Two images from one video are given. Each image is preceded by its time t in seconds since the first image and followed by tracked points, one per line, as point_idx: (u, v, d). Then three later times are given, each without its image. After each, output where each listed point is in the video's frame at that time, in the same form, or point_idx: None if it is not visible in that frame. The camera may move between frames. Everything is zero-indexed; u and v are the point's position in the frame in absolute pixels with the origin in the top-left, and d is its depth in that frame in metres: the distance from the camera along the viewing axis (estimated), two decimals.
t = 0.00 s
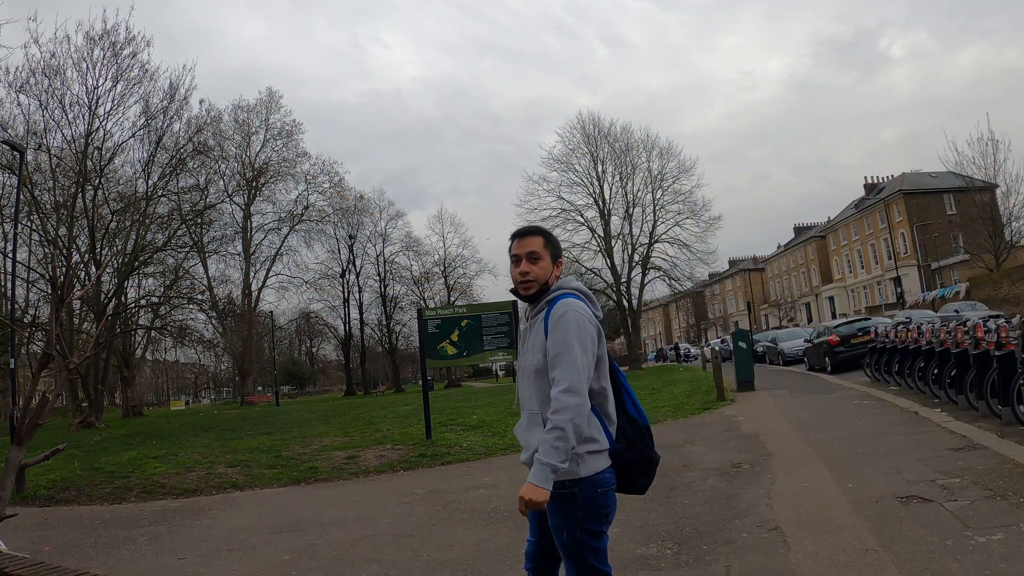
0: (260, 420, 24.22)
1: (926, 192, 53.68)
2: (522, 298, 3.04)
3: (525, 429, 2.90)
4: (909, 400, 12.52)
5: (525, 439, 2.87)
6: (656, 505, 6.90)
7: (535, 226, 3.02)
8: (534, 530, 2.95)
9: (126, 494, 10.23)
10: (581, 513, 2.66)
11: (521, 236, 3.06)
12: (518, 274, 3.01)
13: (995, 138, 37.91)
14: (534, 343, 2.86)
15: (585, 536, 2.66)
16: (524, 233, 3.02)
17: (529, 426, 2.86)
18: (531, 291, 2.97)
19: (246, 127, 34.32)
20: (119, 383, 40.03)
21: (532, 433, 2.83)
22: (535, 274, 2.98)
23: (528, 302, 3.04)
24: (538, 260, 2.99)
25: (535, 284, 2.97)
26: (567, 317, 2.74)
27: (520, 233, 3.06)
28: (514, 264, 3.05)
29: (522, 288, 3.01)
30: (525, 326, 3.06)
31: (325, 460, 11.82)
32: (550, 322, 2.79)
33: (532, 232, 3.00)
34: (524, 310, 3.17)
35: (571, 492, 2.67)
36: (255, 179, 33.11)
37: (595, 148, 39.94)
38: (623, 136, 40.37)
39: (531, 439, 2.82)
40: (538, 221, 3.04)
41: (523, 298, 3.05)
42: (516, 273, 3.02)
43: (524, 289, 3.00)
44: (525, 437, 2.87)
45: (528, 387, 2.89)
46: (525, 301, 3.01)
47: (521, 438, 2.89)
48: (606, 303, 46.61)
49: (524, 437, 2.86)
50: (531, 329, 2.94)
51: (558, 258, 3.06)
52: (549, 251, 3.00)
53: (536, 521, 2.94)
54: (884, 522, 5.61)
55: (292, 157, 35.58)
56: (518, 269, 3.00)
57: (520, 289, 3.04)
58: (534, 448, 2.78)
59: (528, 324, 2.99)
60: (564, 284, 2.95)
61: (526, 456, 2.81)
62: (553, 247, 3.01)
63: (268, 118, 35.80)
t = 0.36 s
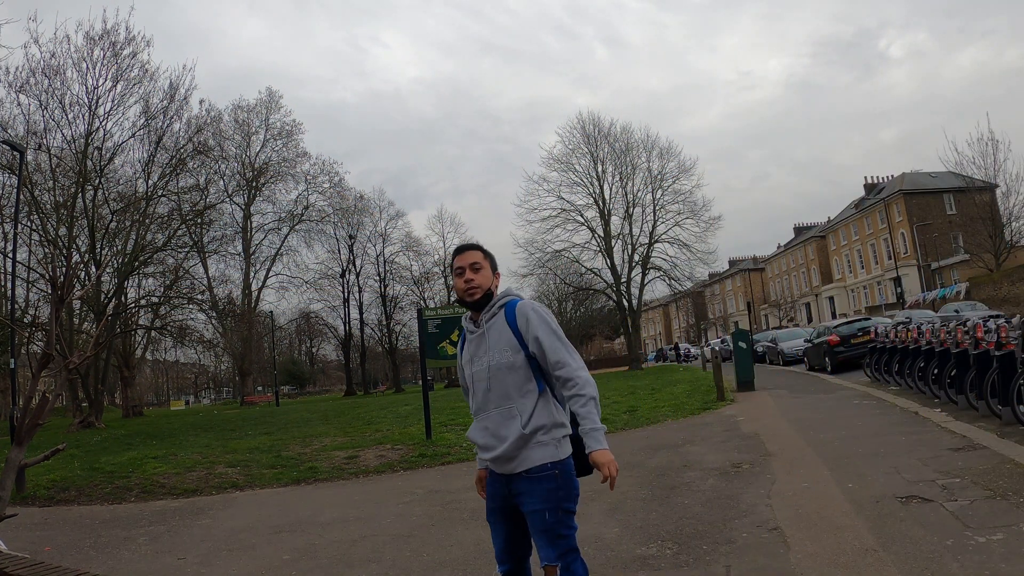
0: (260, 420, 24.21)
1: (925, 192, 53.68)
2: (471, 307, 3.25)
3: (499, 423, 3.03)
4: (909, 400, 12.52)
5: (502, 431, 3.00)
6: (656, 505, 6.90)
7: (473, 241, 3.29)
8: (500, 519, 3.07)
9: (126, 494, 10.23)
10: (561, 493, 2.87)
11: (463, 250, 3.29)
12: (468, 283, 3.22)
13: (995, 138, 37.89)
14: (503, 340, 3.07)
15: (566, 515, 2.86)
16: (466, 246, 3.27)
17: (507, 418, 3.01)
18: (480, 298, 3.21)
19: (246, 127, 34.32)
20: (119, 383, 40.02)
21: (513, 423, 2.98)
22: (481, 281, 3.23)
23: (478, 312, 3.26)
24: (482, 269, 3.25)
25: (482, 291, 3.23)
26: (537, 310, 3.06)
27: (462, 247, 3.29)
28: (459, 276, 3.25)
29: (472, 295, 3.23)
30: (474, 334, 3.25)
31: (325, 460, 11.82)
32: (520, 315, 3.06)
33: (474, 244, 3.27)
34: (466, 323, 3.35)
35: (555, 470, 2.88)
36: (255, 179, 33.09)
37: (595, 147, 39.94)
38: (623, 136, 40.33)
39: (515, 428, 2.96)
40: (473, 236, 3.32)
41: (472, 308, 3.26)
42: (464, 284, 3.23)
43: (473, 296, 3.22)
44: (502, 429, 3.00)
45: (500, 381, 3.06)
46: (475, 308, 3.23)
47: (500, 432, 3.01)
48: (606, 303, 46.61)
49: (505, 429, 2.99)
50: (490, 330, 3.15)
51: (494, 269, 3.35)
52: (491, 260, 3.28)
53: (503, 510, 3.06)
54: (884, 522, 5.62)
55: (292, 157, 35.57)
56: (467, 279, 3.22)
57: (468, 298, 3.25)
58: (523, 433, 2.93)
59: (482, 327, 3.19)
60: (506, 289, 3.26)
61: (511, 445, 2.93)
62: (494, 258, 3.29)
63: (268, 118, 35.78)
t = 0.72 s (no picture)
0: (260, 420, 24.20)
1: (926, 192, 53.67)
2: (447, 312, 3.24)
3: (491, 419, 3.00)
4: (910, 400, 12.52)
5: (495, 426, 2.97)
6: (656, 506, 6.90)
7: (444, 249, 3.33)
8: (491, 516, 3.04)
9: (126, 494, 10.23)
10: (555, 479, 2.91)
11: (436, 257, 3.32)
12: (446, 288, 3.23)
13: (995, 138, 37.89)
14: (489, 339, 3.10)
15: (558, 500, 2.88)
16: (439, 253, 3.31)
17: (500, 413, 2.99)
18: (457, 302, 3.20)
19: (246, 127, 34.31)
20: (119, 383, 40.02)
21: (507, 416, 2.97)
22: (458, 285, 3.25)
23: (453, 318, 3.25)
24: (454, 276, 3.28)
25: (459, 294, 3.23)
26: (520, 310, 3.15)
27: (435, 254, 3.33)
28: (435, 282, 3.26)
29: (450, 298, 3.22)
30: (451, 337, 3.22)
31: (324, 461, 11.82)
32: (505, 315, 3.13)
33: (446, 251, 3.31)
34: (436, 331, 3.32)
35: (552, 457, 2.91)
36: (255, 179, 33.05)
37: (595, 147, 39.90)
38: (623, 135, 40.29)
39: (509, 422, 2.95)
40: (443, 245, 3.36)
41: (446, 313, 3.25)
42: (441, 288, 3.23)
43: (450, 299, 3.22)
44: (495, 423, 2.98)
45: (490, 379, 3.04)
46: (453, 313, 3.21)
47: (492, 427, 2.97)
48: (606, 303, 46.62)
49: (498, 424, 2.96)
50: (471, 331, 3.15)
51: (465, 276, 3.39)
52: (465, 268, 3.32)
53: (494, 507, 3.04)
54: (885, 522, 5.61)
55: (292, 157, 35.55)
56: (446, 283, 3.23)
57: (445, 302, 3.24)
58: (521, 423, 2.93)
59: (461, 329, 3.19)
60: (478, 294, 3.30)
61: (507, 438, 2.91)
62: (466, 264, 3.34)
63: (268, 118, 35.73)
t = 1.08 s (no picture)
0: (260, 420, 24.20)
1: (926, 192, 53.71)
2: (441, 313, 3.20)
3: (487, 423, 2.98)
4: (910, 400, 12.52)
5: (491, 430, 2.96)
6: (656, 505, 6.91)
7: (439, 247, 3.29)
8: (486, 521, 3.04)
9: (126, 494, 10.23)
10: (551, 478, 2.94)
11: (432, 255, 3.27)
12: (442, 287, 3.18)
13: (995, 138, 37.89)
14: (486, 340, 3.07)
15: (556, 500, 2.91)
16: (435, 251, 3.27)
17: (496, 417, 2.98)
18: (454, 303, 3.17)
19: (246, 127, 34.33)
20: (120, 383, 40.04)
21: (505, 420, 2.96)
22: (454, 286, 3.21)
23: (447, 318, 3.22)
24: (450, 275, 3.25)
25: (455, 295, 3.20)
26: (518, 312, 3.15)
27: (431, 252, 3.27)
28: (430, 280, 3.22)
29: (445, 299, 3.18)
30: (446, 337, 3.18)
31: (325, 460, 11.83)
32: (503, 318, 3.12)
33: (442, 249, 3.27)
34: (428, 331, 3.27)
35: (549, 461, 2.92)
36: (255, 179, 33.02)
37: (595, 148, 39.89)
38: (623, 135, 40.26)
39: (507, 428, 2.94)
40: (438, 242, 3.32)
41: (440, 314, 3.21)
42: (437, 287, 3.19)
43: (446, 299, 3.18)
44: (492, 427, 2.97)
45: (487, 383, 3.01)
46: (448, 313, 3.18)
47: (489, 431, 2.96)
48: (606, 303, 46.62)
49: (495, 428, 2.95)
50: (468, 333, 3.11)
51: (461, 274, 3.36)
52: (460, 267, 3.30)
53: (486, 512, 3.03)
54: (886, 522, 5.60)
55: (292, 157, 35.55)
56: (443, 282, 3.18)
57: (440, 302, 3.20)
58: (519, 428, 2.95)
59: (456, 331, 3.16)
60: (471, 295, 3.28)
61: (505, 442, 2.91)
62: (462, 263, 3.31)
63: (268, 118, 35.69)
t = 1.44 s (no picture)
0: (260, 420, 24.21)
1: (926, 192, 53.69)
2: (468, 304, 3.04)
3: (495, 431, 2.80)
4: (910, 400, 12.52)
5: (499, 439, 2.78)
6: (656, 505, 6.90)
7: (477, 233, 3.12)
8: (481, 537, 2.83)
9: (126, 494, 10.24)
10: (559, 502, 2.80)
11: (468, 242, 3.11)
12: (473, 276, 3.03)
13: (995, 138, 37.87)
14: (509, 342, 2.90)
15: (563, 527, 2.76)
16: (470, 238, 3.11)
17: (506, 427, 2.80)
18: (482, 296, 3.01)
19: (246, 127, 34.31)
20: (120, 383, 40.07)
21: (515, 432, 2.78)
22: (485, 277, 3.05)
23: (474, 311, 3.05)
24: (483, 265, 3.09)
25: (485, 288, 3.03)
26: (547, 320, 2.97)
27: (467, 238, 3.12)
28: (462, 269, 3.07)
29: (474, 290, 3.03)
30: (468, 331, 3.01)
31: (325, 460, 11.83)
32: (532, 322, 2.95)
33: (478, 237, 3.11)
34: (450, 320, 3.11)
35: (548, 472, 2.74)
36: (255, 179, 32.97)
37: (595, 148, 39.88)
38: (623, 135, 40.27)
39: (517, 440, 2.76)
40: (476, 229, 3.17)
41: (467, 305, 3.05)
42: (468, 276, 3.04)
43: (475, 290, 3.02)
44: (499, 436, 2.78)
45: (501, 390, 2.84)
46: (475, 305, 3.02)
47: (496, 440, 2.78)
48: (606, 303, 46.62)
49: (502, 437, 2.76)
50: (492, 332, 2.94)
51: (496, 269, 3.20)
52: (495, 259, 3.14)
53: (481, 528, 2.82)
54: (886, 522, 5.60)
55: (292, 157, 35.53)
56: (474, 272, 3.03)
57: (468, 292, 3.04)
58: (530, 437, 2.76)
59: (480, 327, 2.99)
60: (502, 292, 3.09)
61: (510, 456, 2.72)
62: (498, 255, 3.14)
63: (268, 118, 35.64)
